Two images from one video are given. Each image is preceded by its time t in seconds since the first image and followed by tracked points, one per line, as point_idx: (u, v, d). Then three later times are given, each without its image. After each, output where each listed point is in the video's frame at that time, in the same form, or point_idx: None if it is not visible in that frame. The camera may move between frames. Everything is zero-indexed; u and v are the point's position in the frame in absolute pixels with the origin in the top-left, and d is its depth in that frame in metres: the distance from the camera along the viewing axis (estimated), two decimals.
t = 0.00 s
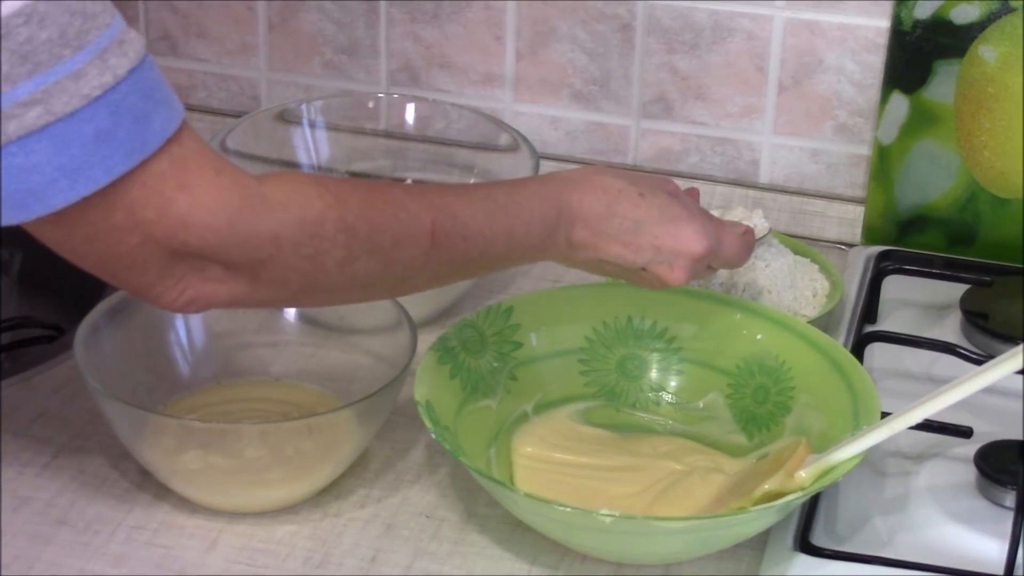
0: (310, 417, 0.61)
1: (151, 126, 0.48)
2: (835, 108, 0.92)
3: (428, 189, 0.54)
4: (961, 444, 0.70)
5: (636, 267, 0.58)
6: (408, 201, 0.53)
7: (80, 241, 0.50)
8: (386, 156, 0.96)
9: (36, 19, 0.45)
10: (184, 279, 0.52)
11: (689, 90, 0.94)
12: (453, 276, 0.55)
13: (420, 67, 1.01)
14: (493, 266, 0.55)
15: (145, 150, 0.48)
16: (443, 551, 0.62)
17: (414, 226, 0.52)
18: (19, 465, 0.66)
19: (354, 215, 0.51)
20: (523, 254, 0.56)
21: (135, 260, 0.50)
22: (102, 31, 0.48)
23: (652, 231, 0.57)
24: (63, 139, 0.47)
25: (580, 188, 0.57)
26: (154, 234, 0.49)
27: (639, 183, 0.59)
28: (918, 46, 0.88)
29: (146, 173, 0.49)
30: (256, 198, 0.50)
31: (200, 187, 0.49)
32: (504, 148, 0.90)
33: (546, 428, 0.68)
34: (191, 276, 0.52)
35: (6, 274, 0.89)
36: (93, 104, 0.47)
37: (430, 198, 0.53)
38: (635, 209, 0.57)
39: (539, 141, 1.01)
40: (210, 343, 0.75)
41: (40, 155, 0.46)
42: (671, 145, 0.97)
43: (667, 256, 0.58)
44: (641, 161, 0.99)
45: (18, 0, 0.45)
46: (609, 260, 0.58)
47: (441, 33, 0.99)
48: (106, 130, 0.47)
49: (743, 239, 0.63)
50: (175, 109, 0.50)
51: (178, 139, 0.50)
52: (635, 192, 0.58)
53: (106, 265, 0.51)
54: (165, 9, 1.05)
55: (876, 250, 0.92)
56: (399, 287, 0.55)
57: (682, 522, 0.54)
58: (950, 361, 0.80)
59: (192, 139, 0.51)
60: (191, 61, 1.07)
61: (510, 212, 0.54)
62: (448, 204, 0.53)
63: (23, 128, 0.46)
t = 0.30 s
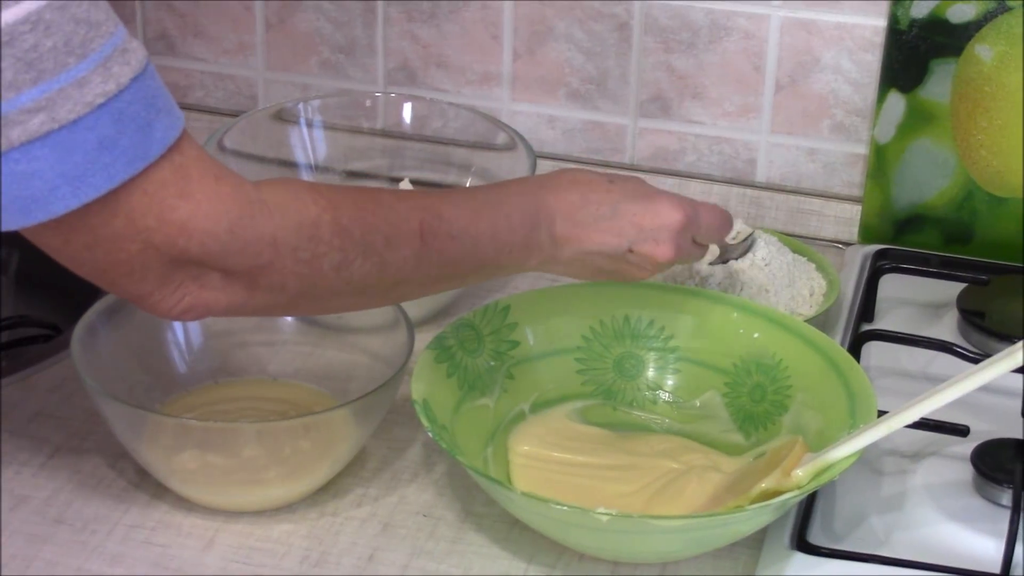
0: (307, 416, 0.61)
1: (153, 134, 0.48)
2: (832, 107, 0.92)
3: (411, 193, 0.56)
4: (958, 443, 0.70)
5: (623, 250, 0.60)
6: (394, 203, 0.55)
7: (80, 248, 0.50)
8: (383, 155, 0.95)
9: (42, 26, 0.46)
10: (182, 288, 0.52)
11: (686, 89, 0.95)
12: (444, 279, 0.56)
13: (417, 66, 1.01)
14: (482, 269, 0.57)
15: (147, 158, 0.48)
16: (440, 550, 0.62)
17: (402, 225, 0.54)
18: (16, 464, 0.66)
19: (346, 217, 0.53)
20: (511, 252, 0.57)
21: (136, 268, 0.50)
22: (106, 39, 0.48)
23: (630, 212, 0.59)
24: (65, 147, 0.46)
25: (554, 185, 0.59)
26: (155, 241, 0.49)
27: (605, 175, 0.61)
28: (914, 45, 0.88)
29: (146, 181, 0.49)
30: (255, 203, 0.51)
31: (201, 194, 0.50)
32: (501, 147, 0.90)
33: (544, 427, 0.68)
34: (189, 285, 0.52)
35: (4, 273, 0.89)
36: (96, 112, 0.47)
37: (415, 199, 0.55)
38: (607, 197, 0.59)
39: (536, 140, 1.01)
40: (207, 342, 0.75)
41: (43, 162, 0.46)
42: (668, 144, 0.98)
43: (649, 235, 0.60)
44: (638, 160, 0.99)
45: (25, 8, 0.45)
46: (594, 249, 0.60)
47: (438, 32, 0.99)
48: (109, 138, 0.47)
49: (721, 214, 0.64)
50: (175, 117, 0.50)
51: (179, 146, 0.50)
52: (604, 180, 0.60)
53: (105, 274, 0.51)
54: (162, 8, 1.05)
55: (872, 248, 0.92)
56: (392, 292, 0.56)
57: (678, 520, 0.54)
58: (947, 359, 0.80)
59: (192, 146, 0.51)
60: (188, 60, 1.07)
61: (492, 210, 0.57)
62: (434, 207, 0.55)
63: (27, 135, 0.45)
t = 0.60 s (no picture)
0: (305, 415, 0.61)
1: (137, 138, 0.49)
2: (830, 105, 0.92)
3: (383, 194, 0.57)
4: (956, 441, 0.70)
5: (597, 209, 0.63)
6: (368, 203, 0.56)
7: (63, 253, 0.50)
8: (380, 154, 0.96)
9: (25, 28, 0.46)
10: (166, 295, 0.53)
11: (684, 88, 0.95)
12: (427, 276, 0.57)
13: (415, 65, 1.01)
14: (464, 262, 0.58)
15: (132, 161, 0.48)
16: (438, 549, 0.62)
17: (379, 221, 0.55)
18: (14, 463, 0.66)
19: (325, 216, 0.54)
20: (489, 243, 0.59)
21: (121, 274, 0.51)
22: (91, 43, 0.48)
23: (587, 172, 0.63)
24: (48, 150, 0.47)
25: (513, 179, 0.63)
26: (138, 245, 0.49)
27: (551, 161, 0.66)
28: (911, 43, 0.88)
29: (130, 185, 0.49)
30: (238, 204, 0.51)
31: (185, 197, 0.50)
32: (498, 147, 0.90)
33: (542, 426, 0.69)
34: (174, 292, 0.53)
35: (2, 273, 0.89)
36: (79, 114, 0.47)
37: (388, 199, 0.57)
38: (560, 173, 0.63)
39: (534, 139, 1.01)
40: (204, 342, 0.75)
41: (25, 165, 0.46)
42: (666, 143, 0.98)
43: (611, 183, 0.63)
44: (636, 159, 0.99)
45: (8, 10, 0.45)
46: (574, 217, 0.62)
47: (435, 31, 0.99)
48: (93, 141, 0.47)
49: (672, 154, 0.69)
50: (161, 121, 0.50)
51: (164, 150, 0.50)
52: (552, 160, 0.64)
53: (89, 280, 0.51)
54: (160, 7, 1.05)
55: (870, 247, 0.92)
56: (376, 293, 0.57)
57: (675, 519, 0.54)
58: (945, 358, 0.80)
59: (177, 150, 0.51)
60: (185, 60, 1.07)
61: (462, 206, 0.58)
62: (408, 204, 0.57)
63: (9, 138, 0.46)
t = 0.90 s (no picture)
0: (304, 416, 0.61)
1: (124, 137, 0.48)
2: (828, 106, 0.92)
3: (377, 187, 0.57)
4: (954, 441, 0.70)
5: (594, 178, 0.64)
6: (361, 196, 0.56)
7: (52, 253, 0.49)
8: (378, 155, 0.96)
9: (8, 28, 0.45)
10: (158, 296, 0.53)
11: (682, 88, 0.95)
12: (426, 267, 0.57)
13: (413, 66, 1.01)
14: (464, 249, 0.58)
15: (118, 160, 0.48)
16: (437, 550, 0.62)
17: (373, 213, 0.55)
18: (13, 464, 0.66)
19: (318, 211, 0.54)
20: (489, 229, 0.59)
21: (110, 274, 0.50)
22: (75, 41, 0.47)
23: (578, 145, 0.64)
24: (33, 150, 0.46)
25: (506, 170, 0.63)
26: (127, 244, 0.49)
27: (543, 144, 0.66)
28: (910, 43, 0.88)
29: (118, 184, 0.48)
30: (230, 202, 0.51)
31: (174, 195, 0.50)
32: (496, 148, 0.90)
33: (541, 426, 0.69)
34: (166, 292, 0.53)
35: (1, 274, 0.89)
36: (64, 113, 0.47)
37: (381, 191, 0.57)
38: (549, 153, 0.64)
39: (532, 139, 1.01)
40: (203, 343, 0.75)
41: (10, 165, 0.46)
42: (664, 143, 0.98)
43: (603, 151, 0.64)
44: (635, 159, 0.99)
45: None
46: (572, 192, 0.63)
47: (433, 32, 0.99)
48: (78, 141, 0.47)
49: (662, 112, 0.68)
50: (148, 119, 0.50)
51: (152, 149, 0.50)
52: (543, 141, 0.65)
53: (79, 281, 0.51)
54: (158, 8, 1.05)
55: (868, 247, 0.92)
56: (373, 288, 0.57)
57: (674, 519, 0.54)
58: (944, 358, 0.80)
59: (165, 149, 0.51)
60: (184, 61, 1.07)
61: (458, 195, 0.59)
62: (402, 195, 0.57)
63: None
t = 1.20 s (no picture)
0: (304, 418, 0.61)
1: (93, 142, 0.48)
2: (827, 107, 0.92)
3: (352, 176, 0.56)
4: (954, 442, 0.70)
5: (578, 168, 0.61)
6: (335, 188, 0.55)
7: (19, 262, 0.49)
8: (378, 156, 0.95)
9: None
10: (127, 300, 0.53)
11: (681, 89, 0.95)
12: (402, 256, 0.57)
13: (412, 67, 1.01)
14: (441, 236, 0.57)
15: (87, 165, 0.48)
16: (437, 552, 0.62)
17: (346, 207, 0.55)
18: (12, 466, 0.66)
19: (288, 211, 0.53)
20: (466, 215, 0.58)
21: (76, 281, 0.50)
22: (44, 45, 0.47)
23: (562, 132, 0.61)
24: None
25: (488, 147, 0.61)
26: (93, 252, 0.49)
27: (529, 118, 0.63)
28: (909, 44, 0.88)
29: (85, 191, 0.48)
30: (198, 206, 0.51)
31: (140, 202, 0.49)
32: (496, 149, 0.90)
33: (540, 429, 0.69)
34: (135, 297, 0.53)
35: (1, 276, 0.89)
36: (31, 118, 0.46)
37: (356, 181, 0.56)
38: (531, 135, 0.61)
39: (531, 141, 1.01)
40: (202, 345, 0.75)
41: None
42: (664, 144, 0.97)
43: (590, 141, 0.61)
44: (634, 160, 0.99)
45: None
46: (553, 180, 0.61)
47: (432, 33, 0.99)
48: (45, 146, 0.46)
49: (655, 100, 0.65)
50: (118, 122, 0.49)
51: (120, 154, 0.49)
52: (528, 120, 0.62)
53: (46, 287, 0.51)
54: (158, 10, 1.05)
55: (867, 249, 0.92)
56: (348, 280, 0.56)
57: (674, 521, 0.54)
58: (943, 360, 0.80)
59: (134, 153, 0.50)
60: (183, 62, 1.07)
61: (436, 180, 0.57)
62: (377, 184, 0.56)
63: None
